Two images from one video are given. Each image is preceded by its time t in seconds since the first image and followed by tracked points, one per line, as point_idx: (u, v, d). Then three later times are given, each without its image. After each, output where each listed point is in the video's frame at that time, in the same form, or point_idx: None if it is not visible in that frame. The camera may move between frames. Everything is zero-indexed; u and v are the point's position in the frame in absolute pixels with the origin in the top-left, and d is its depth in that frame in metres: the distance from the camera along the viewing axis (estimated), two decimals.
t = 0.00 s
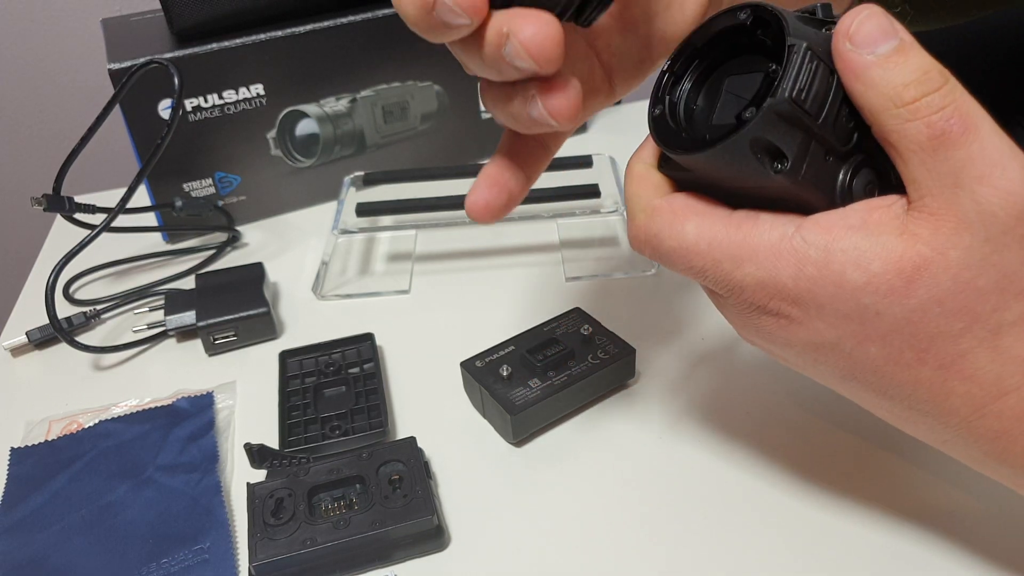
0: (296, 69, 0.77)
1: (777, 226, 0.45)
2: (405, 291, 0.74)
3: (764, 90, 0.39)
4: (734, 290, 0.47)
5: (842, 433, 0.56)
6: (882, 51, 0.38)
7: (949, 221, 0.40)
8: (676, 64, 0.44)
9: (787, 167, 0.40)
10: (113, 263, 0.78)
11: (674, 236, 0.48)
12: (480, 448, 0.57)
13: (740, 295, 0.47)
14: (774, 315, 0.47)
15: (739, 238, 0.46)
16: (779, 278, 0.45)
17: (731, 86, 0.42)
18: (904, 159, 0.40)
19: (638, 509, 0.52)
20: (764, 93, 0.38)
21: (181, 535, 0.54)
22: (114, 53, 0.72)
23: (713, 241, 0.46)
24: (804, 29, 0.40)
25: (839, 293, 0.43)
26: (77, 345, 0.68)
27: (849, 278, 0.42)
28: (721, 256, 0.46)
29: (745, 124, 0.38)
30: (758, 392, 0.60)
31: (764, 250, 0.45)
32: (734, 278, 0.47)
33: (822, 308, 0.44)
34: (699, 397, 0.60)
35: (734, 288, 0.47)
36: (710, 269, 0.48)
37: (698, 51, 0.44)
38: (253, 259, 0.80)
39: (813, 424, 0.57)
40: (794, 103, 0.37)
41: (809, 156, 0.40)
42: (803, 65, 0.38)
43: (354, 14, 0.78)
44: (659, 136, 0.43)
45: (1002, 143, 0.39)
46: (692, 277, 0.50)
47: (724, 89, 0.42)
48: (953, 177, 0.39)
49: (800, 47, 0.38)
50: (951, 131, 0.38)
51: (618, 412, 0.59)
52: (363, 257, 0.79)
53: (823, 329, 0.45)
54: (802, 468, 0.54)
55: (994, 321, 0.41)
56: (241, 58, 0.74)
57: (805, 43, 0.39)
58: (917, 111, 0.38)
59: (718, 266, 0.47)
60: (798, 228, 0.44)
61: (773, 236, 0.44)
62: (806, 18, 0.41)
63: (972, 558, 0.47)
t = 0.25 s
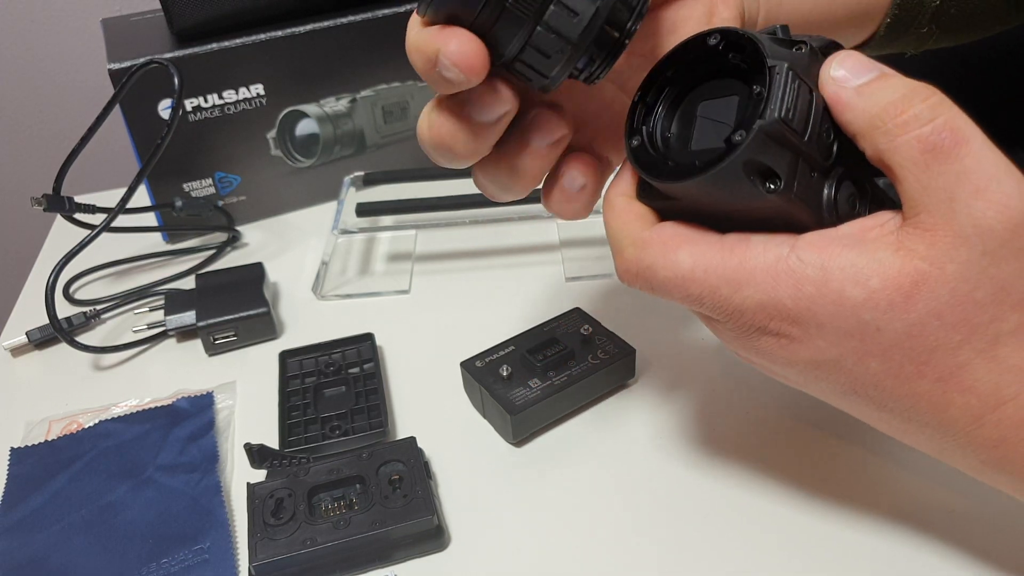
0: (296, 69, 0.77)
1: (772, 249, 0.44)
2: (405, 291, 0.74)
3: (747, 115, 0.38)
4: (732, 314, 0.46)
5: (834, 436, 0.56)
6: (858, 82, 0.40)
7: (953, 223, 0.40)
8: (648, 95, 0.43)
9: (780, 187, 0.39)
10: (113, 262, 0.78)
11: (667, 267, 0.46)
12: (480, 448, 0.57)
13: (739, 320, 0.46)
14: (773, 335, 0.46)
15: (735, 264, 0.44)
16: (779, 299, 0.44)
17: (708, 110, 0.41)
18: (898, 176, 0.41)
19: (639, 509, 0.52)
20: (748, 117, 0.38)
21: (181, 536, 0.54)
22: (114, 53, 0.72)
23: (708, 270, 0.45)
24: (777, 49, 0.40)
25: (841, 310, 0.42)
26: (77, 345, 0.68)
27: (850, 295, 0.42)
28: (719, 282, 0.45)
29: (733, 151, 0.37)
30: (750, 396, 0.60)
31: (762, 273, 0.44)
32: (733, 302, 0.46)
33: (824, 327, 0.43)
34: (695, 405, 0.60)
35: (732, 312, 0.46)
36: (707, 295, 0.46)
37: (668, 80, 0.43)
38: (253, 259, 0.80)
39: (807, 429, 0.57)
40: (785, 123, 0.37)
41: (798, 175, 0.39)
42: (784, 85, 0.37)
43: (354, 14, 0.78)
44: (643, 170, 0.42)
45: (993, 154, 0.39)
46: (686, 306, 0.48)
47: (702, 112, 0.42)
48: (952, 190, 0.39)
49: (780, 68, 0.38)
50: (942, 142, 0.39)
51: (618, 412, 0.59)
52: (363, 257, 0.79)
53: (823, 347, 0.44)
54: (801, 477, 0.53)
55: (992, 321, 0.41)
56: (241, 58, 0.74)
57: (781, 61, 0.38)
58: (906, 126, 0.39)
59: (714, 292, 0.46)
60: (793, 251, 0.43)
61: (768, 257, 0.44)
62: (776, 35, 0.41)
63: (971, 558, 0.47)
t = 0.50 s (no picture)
0: (297, 70, 0.77)
1: (784, 265, 0.41)
2: (406, 291, 0.74)
3: (778, 119, 0.37)
4: (747, 339, 0.43)
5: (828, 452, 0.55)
6: (853, 94, 0.42)
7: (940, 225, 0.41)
8: (644, 114, 0.41)
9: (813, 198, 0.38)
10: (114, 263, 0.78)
11: (681, 296, 0.42)
12: (481, 448, 0.58)
13: (754, 345, 0.43)
14: (784, 356, 0.44)
15: (751, 286, 0.41)
16: (798, 318, 0.42)
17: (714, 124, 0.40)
18: (896, 184, 0.42)
19: (637, 508, 0.52)
20: (780, 121, 0.37)
21: (182, 535, 0.54)
22: (116, 54, 0.73)
23: (727, 295, 0.41)
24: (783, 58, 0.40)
25: (860, 325, 0.41)
26: (79, 345, 0.68)
27: (867, 308, 0.41)
28: (738, 308, 0.42)
29: (774, 156, 0.36)
30: (740, 419, 0.58)
31: (779, 294, 0.41)
32: (750, 327, 0.42)
33: (842, 343, 0.42)
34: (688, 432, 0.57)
35: (746, 338, 0.43)
36: (723, 323, 0.42)
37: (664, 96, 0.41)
38: (254, 260, 0.80)
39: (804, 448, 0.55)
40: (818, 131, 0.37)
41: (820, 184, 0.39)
42: (807, 85, 0.37)
43: (355, 15, 0.78)
44: (660, 190, 0.39)
45: (988, 161, 0.40)
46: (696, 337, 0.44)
47: (707, 127, 0.40)
48: (950, 195, 0.40)
49: (801, 75, 0.38)
50: (938, 149, 0.40)
51: (617, 412, 0.59)
52: (364, 257, 0.80)
53: (839, 364, 0.43)
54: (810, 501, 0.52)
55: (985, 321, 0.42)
56: (243, 59, 0.75)
57: (792, 63, 0.38)
58: (902, 135, 0.41)
59: (731, 318, 0.42)
60: (806, 268, 0.41)
61: (784, 276, 0.41)
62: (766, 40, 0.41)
63: (968, 559, 0.48)
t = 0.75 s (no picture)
0: (297, 70, 0.77)
1: (793, 282, 0.41)
2: (405, 291, 0.74)
3: (783, 111, 0.38)
4: (764, 362, 0.42)
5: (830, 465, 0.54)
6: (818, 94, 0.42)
7: (925, 220, 0.42)
8: (632, 132, 0.40)
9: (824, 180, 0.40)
10: (114, 263, 0.78)
11: (702, 326, 0.40)
12: (481, 447, 0.58)
13: (770, 366, 0.42)
14: (794, 375, 0.43)
15: (767, 308, 0.40)
16: (815, 335, 0.41)
17: (699, 134, 0.40)
18: (852, 184, 0.43)
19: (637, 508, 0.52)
20: (785, 112, 0.38)
21: (182, 535, 0.54)
22: (116, 54, 0.73)
23: (745, 321, 0.40)
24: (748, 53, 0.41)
25: (872, 333, 0.41)
26: (79, 345, 0.68)
27: (876, 309, 0.41)
28: (756, 331, 0.40)
29: (796, 148, 0.38)
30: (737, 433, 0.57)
31: (795, 312, 0.40)
32: (769, 348, 0.41)
33: (855, 355, 0.42)
34: (688, 446, 0.56)
35: (761, 360, 0.42)
36: (743, 349, 0.41)
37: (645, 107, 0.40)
38: (254, 260, 0.80)
39: (804, 463, 0.54)
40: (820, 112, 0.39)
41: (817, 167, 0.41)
42: (796, 74, 0.39)
43: (354, 15, 0.78)
44: (682, 207, 0.38)
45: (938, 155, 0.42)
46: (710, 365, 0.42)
47: (693, 133, 0.40)
48: (907, 188, 0.42)
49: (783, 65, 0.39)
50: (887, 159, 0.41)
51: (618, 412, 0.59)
52: (364, 257, 0.80)
53: (849, 376, 0.43)
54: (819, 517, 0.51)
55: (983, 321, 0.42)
56: (243, 59, 0.75)
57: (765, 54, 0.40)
58: (862, 142, 0.41)
59: (752, 342, 0.41)
60: (815, 283, 0.41)
61: (796, 291, 0.41)
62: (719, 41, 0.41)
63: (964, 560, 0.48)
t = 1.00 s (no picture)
0: (296, 68, 0.77)
1: (797, 307, 0.40)
2: (405, 291, 0.74)
3: (775, 124, 0.39)
4: (781, 390, 0.40)
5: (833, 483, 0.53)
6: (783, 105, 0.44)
7: (908, 219, 0.42)
8: (633, 171, 0.38)
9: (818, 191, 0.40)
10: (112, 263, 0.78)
11: (721, 361, 0.38)
12: (481, 448, 0.57)
13: (784, 394, 0.41)
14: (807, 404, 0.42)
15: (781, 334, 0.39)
16: (828, 358, 0.40)
17: (692, 158, 0.39)
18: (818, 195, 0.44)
19: (638, 510, 0.52)
20: (779, 125, 0.39)
21: (180, 537, 0.54)
22: (114, 52, 0.72)
23: (761, 351, 0.38)
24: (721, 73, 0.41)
25: (879, 344, 0.40)
26: (76, 346, 0.67)
27: (874, 316, 0.40)
28: (774, 358, 0.39)
29: (800, 157, 0.38)
30: (736, 455, 0.55)
31: (804, 336, 0.39)
32: (786, 376, 0.39)
33: (865, 372, 0.41)
34: (689, 467, 0.54)
35: (775, 389, 0.40)
36: (762, 379, 0.39)
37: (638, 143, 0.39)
38: (252, 259, 0.79)
39: (805, 478, 0.53)
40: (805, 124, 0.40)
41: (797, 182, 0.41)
42: (775, 86, 0.40)
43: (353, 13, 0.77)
44: (708, 237, 0.37)
45: (892, 164, 0.44)
46: (727, 400, 0.40)
47: (687, 163, 0.39)
48: (872, 194, 0.43)
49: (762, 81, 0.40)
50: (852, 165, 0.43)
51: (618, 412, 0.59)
52: (363, 257, 0.79)
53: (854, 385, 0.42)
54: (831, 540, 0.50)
55: (984, 320, 0.42)
56: (241, 57, 0.74)
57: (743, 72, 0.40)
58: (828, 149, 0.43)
59: (769, 372, 0.39)
60: (816, 305, 0.40)
61: (802, 314, 0.40)
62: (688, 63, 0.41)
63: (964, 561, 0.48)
